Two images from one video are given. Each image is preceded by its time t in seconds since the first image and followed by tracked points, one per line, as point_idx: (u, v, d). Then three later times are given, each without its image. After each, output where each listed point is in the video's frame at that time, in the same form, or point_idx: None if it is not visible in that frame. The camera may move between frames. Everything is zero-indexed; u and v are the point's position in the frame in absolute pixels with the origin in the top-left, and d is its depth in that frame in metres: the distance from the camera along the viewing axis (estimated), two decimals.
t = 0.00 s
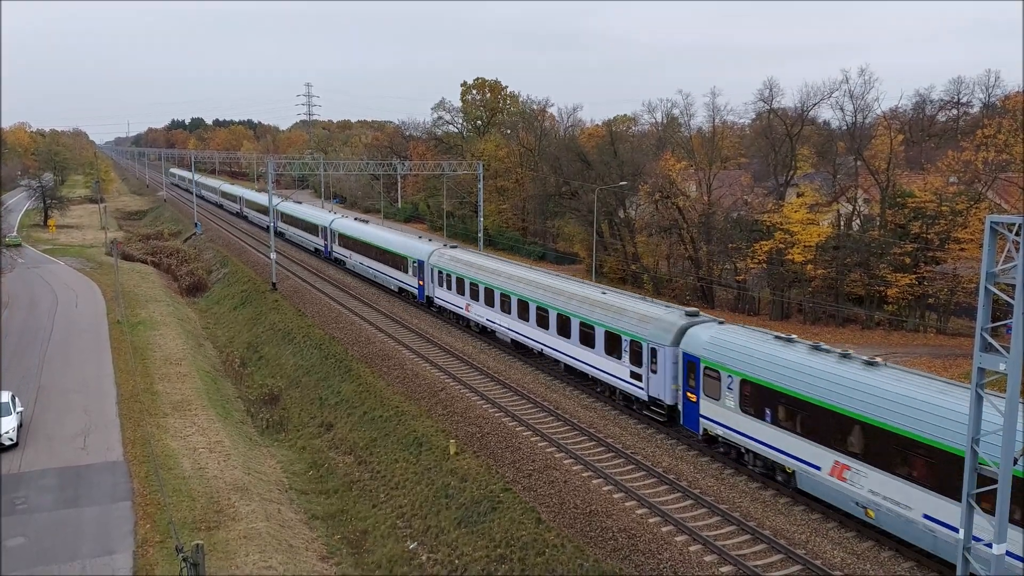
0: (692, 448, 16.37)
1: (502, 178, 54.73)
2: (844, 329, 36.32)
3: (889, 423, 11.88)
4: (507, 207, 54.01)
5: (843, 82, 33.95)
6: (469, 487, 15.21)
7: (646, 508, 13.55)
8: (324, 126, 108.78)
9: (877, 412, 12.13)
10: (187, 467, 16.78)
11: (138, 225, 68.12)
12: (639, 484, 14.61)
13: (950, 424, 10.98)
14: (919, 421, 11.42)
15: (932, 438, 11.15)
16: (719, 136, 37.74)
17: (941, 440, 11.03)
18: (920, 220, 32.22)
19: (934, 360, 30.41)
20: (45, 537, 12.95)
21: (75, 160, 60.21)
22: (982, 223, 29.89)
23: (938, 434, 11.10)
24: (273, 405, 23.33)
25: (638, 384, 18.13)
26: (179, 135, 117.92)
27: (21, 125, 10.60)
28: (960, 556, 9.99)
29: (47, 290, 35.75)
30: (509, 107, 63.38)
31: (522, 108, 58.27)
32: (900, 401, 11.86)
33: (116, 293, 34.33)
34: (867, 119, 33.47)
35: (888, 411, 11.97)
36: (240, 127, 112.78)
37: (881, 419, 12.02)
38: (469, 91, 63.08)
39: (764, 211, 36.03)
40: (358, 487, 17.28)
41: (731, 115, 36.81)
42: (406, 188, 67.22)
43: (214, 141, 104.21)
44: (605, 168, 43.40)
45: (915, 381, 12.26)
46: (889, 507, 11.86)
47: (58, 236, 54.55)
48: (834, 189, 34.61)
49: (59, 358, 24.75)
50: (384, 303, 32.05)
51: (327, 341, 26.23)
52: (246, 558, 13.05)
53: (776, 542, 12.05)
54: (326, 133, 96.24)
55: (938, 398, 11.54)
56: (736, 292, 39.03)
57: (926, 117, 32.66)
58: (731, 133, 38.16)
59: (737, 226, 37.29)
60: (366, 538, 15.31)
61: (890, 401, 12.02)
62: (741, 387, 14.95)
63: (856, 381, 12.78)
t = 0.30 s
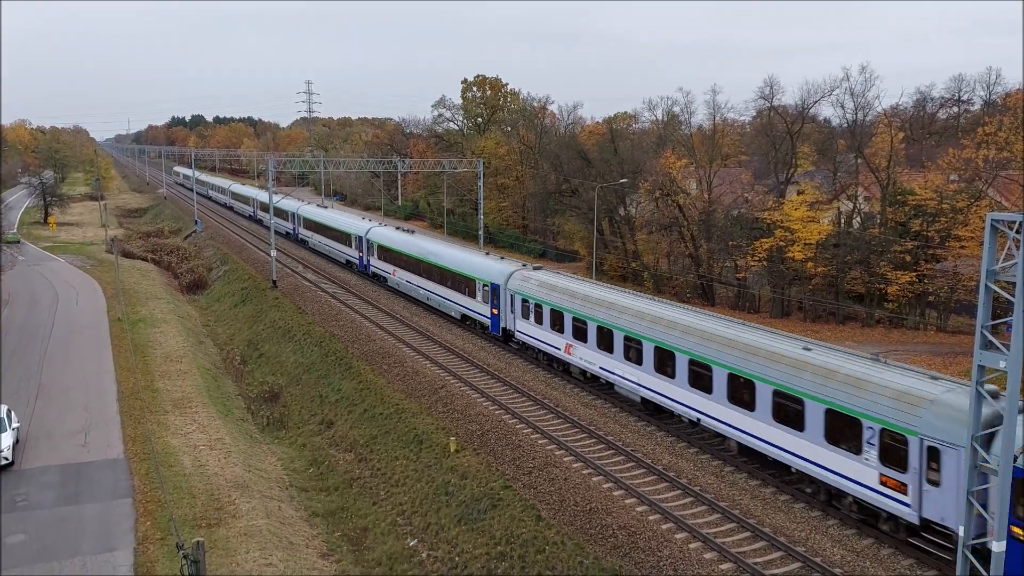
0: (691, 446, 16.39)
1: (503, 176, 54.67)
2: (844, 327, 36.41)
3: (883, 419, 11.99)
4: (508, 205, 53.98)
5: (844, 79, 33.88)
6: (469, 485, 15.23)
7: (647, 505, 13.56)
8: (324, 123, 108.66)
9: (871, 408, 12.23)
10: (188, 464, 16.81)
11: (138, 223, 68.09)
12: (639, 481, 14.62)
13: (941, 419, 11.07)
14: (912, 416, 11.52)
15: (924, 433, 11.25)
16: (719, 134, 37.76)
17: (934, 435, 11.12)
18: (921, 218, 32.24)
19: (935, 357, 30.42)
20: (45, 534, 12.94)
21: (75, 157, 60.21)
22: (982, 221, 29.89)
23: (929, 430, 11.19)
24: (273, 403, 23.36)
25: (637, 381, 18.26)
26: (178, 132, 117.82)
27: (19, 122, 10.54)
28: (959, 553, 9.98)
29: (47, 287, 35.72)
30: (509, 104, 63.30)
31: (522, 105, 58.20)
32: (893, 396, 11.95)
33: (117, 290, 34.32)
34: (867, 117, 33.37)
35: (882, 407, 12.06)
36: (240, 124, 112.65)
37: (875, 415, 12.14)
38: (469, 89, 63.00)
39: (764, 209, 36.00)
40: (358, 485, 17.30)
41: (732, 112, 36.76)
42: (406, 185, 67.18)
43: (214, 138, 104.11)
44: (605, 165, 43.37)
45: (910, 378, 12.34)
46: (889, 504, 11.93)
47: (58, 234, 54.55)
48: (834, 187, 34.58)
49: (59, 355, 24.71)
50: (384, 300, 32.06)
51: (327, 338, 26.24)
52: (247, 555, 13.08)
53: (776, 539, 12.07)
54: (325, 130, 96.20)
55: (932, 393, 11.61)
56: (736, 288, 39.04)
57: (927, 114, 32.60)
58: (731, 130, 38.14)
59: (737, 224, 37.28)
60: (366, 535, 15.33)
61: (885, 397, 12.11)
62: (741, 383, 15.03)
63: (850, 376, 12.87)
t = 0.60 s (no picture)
0: (692, 443, 16.41)
1: (503, 173, 54.64)
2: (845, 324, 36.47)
3: (883, 418, 11.98)
4: (508, 202, 54.01)
5: (845, 76, 33.84)
6: (469, 482, 15.25)
7: (646, 502, 13.58)
8: (324, 121, 108.66)
9: (869, 405, 12.24)
10: (188, 461, 16.82)
11: (138, 220, 68.17)
12: (639, 478, 14.64)
13: (940, 416, 11.12)
14: (912, 414, 11.52)
15: (923, 430, 11.29)
16: (720, 131, 38.00)
17: (933, 432, 11.17)
18: (921, 216, 32.23)
19: (935, 355, 30.45)
20: (46, 531, 12.94)
21: (75, 155, 60.23)
22: (982, 219, 30.02)
23: (928, 427, 11.24)
24: (273, 400, 23.40)
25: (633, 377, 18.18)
26: (179, 129, 117.91)
27: (18, 120, 10.52)
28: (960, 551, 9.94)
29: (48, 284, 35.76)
30: (510, 101, 63.26)
31: (522, 102, 58.16)
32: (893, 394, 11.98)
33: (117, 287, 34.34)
34: (868, 114, 33.29)
35: (882, 405, 12.04)
36: (241, 121, 112.63)
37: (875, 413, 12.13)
38: (470, 86, 62.96)
39: (764, 206, 36.01)
40: (358, 482, 17.31)
41: (732, 110, 36.74)
42: (406, 183, 67.20)
43: (214, 135, 104.09)
44: (606, 163, 43.40)
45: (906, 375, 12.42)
46: (891, 501, 11.95)
47: (58, 231, 54.60)
48: (835, 184, 34.56)
49: (60, 352, 24.72)
50: (384, 298, 32.09)
51: (328, 336, 26.25)
52: (247, 552, 13.12)
53: (776, 537, 12.08)
54: (326, 127, 96.19)
55: (932, 392, 11.62)
56: (736, 286, 39.10)
57: (928, 112, 32.45)
58: (732, 128, 38.12)
59: (737, 222, 37.23)
60: (366, 533, 15.36)
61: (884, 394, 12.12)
62: (737, 379, 14.98)
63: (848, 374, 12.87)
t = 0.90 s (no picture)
0: (692, 442, 16.42)
1: (503, 172, 54.63)
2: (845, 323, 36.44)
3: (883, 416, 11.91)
4: (508, 201, 54.00)
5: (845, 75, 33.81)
6: (469, 481, 15.24)
7: (646, 501, 13.59)
8: (324, 119, 108.70)
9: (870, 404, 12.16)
10: (189, 460, 16.83)
11: (138, 219, 68.19)
12: (639, 477, 14.65)
13: (939, 415, 11.11)
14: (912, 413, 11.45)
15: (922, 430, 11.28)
16: (720, 130, 38.02)
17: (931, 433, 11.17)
18: (921, 215, 32.19)
19: (935, 354, 30.44)
20: (45, 530, 12.94)
21: (76, 154, 60.19)
22: (982, 218, 30.00)
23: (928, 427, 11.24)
24: (273, 399, 23.41)
25: (632, 376, 18.11)
26: (179, 128, 117.91)
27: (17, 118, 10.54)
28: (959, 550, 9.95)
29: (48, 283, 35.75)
30: (510, 100, 63.27)
31: (522, 101, 58.15)
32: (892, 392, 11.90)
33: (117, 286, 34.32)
34: (869, 113, 33.28)
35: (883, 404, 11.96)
36: (241, 120, 112.64)
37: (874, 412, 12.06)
38: (470, 85, 62.95)
39: (764, 205, 36.01)
40: (358, 481, 17.31)
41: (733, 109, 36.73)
42: (406, 182, 67.21)
43: (214, 135, 104.10)
44: (606, 162, 43.43)
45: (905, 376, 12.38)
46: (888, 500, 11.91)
47: (59, 231, 54.60)
48: (835, 183, 34.59)
49: (60, 350, 24.70)
50: (384, 296, 32.12)
51: (328, 335, 26.26)
52: (248, 551, 13.12)
53: (776, 536, 12.08)
54: (326, 126, 96.18)
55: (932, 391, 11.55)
56: (736, 285, 39.15)
57: (929, 111, 31.93)
58: (732, 127, 38.11)
59: (738, 221, 37.15)
60: (367, 531, 15.37)
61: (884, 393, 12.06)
62: (736, 378, 14.96)
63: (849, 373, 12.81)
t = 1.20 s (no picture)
0: (691, 441, 16.42)
1: (503, 171, 54.63)
2: (845, 322, 36.42)
3: (879, 414, 11.90)
4: (508, 200, 54.02)
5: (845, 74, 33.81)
6: (469, 481, 15.24)
7: (646, 500, 13.59)
8: (324, 118, 108.75)
9: (867, 401, 12.14)
10: (189, 459, 16.84)
11: (138, 218, 68.15)
12: (639, 477, 14.65)
13: (935, 414, 11.09)
14: (908, 410, 11.45)
15: (918, 426, 11.24)
16: (720, 129, 37.97)
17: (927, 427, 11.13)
18: (921, 213, 32.16)
19: (935, 352, 30.44)
20: (46, 529, 12.90)
21: (76, 153, 60.15)
22: (982, 217, 30.00)
23: (922, 421, 11.19)
24: (274, 398, 23.42)
25: (635, 376, 18.14)
26: (179, 128, 117.94)
27: (19, 118, 10.64)
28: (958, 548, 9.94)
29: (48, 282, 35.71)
30: (510, 100, 63.33)
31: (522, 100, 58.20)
32: (889, 390, 11.90)
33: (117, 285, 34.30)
34: (869, 112, 33.28)
35: (881, 401, 11.93)
36: (241, 119, 112.66)
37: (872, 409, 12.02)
38: (470, 84, 63.00)
39: (764, 204, 36.04)
40: (358, 480, 17.32)
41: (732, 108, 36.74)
42: (406, 181, 67.26)
43: (214, 134, 104.11)
44: (606, 161, 43.49)
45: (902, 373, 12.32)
46: (885, 498, 11.87)
47: (59, 230, 54.54)
48: (835, 182, 34.64)
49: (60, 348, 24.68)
50: (384, 295, 32.12)
51: (328, 334, 26.26)
52: (248, 549, 13.14)
53: (775, 534, 12.09)
54: (326, 125, 96.22)
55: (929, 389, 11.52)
56: (736, 284, 39.19)
57: (928, 110, 32.01)
58: (732, 126, 38.15)
59: (738, 219, 37.14)
60: (366, 530, 15.39)
61: (881, 391, 12.02)
62: (735, 378, 14.97)
63: (847, 372, 12.78)
